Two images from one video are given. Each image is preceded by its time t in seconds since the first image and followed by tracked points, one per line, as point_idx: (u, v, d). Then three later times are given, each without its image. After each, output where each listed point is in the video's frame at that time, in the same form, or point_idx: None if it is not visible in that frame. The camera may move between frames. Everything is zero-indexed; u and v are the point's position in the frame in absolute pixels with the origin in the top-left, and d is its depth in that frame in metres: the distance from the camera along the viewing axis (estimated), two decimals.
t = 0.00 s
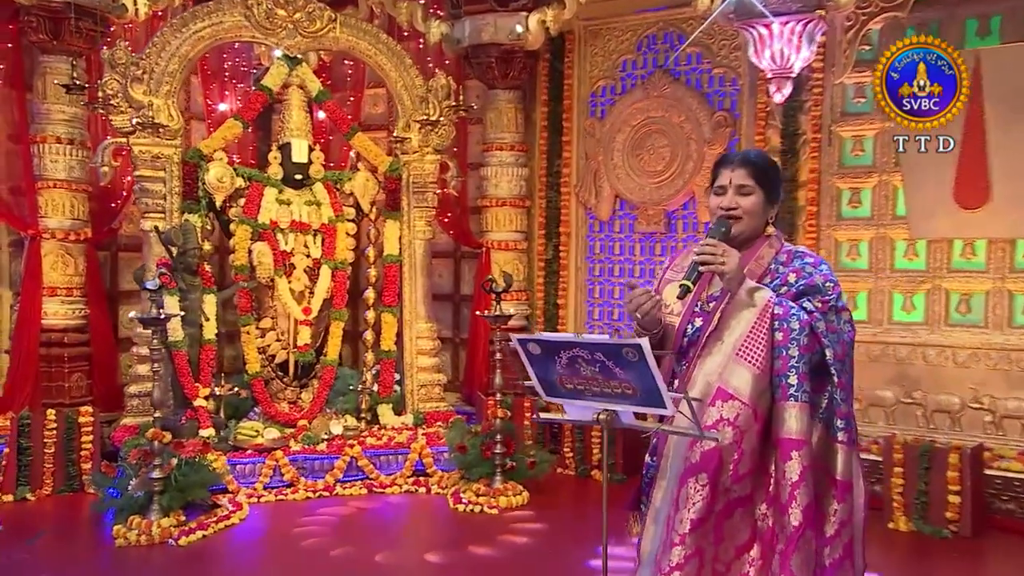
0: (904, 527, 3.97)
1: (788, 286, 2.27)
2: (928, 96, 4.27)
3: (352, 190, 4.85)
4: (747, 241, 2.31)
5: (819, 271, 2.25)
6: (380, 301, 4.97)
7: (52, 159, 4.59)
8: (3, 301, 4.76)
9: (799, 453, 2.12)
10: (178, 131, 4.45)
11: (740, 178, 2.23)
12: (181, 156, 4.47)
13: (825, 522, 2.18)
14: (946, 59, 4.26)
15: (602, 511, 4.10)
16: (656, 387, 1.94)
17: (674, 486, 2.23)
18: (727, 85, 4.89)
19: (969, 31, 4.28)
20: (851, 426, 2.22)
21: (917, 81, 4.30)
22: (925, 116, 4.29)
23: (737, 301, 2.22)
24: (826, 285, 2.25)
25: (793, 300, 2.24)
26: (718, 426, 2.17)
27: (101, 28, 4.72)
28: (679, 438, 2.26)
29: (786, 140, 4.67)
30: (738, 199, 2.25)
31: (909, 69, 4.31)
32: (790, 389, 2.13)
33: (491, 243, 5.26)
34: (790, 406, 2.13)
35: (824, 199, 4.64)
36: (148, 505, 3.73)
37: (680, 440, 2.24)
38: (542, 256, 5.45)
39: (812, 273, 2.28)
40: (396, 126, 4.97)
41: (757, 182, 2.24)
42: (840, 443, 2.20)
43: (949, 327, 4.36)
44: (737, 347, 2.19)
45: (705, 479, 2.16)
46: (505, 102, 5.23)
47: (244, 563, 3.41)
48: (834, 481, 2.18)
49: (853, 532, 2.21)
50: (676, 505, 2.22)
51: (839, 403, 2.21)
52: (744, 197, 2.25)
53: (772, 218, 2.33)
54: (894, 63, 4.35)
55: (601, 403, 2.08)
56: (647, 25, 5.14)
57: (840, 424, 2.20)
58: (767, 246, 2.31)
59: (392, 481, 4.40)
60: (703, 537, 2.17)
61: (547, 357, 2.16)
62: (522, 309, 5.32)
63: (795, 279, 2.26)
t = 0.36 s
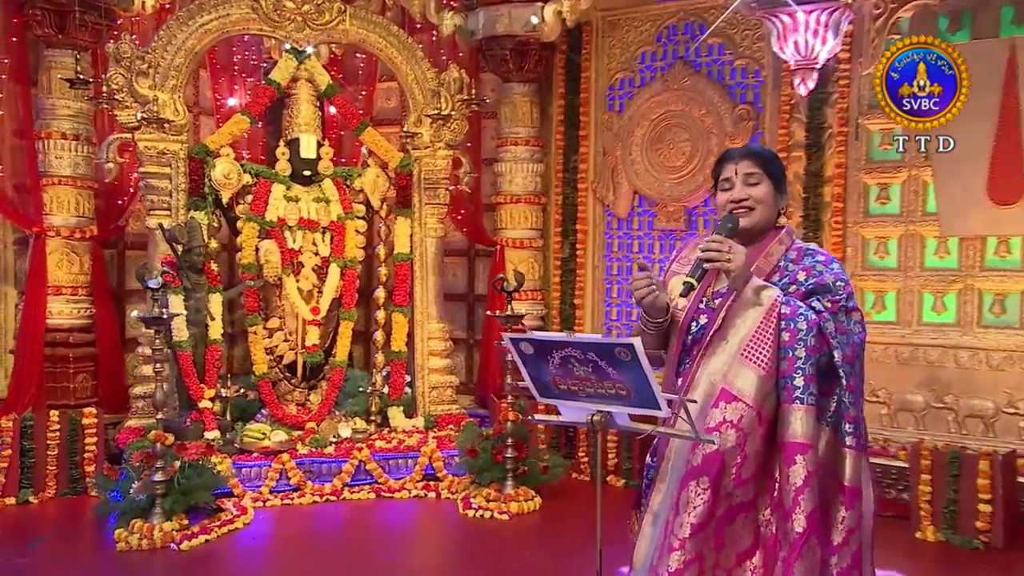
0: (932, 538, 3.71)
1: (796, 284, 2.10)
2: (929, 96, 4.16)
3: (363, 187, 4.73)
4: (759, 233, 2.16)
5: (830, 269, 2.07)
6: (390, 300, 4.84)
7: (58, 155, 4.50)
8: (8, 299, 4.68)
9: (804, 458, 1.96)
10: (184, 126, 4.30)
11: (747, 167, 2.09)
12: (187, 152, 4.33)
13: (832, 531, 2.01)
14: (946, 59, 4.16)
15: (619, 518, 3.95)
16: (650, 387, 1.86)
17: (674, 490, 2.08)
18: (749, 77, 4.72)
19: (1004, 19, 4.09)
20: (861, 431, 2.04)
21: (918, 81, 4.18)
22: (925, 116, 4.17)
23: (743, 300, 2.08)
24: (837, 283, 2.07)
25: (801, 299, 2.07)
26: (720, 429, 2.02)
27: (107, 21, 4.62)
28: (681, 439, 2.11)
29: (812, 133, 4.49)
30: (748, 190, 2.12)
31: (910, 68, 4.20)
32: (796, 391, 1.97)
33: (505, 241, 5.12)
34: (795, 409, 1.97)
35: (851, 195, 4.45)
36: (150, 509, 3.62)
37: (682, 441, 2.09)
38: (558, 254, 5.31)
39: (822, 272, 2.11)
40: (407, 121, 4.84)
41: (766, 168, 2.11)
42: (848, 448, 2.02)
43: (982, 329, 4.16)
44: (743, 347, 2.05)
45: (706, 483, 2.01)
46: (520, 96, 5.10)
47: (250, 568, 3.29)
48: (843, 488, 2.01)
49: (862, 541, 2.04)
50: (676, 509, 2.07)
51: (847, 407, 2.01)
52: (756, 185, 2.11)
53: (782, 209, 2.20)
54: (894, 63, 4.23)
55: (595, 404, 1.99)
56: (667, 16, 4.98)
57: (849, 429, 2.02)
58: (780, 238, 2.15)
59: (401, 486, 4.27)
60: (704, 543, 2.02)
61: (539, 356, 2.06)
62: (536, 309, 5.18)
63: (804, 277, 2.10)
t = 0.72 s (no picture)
0: (948, 543, 3.62)
1: (793, 283, 2.01)
2: (928, 96, 3.98)
3: (372, 186, 4.70)
4: (755, 233, 2.06)
5: (828, 268, 1.98)
6: (400, 300, 4.81)
7: (68, 154, 4.49)
8: (19, 299, 4.68)
9: (799, 459, 1.88)
10: (192, 124, 4.27)
11: (745, 165, 1.99)
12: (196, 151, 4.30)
13: (829, 534, 1.93)
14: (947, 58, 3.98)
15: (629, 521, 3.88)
16: (637, 387, 1.81)
17: (668, 492, 2.00)
18: (764, 73, 4.64)
19: None
20: (859, 433, 1.95)
21: (918, 81, 3.99)
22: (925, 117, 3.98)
23: (738, 299, 1.99)
24: (835, 282, 1.98)
25: (798, 299, 1.98)
26: (715, 429, 1.94)
27: (117, 20, 4.61)
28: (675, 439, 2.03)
29: (828, 131, 4.41)
30: (744, 188, 2.02)
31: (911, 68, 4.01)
32: (791, 392, 1.89)
33: (517, 240, 5.07)
34: (791, 409, 1.89)
35: (868, 193, 4.37)
36: (156, 509, 3.60)
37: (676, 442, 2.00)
38: (570, 254, 5.24)
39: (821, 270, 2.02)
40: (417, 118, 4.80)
41: (765, 168, 2.00)
42: (845, 451, 1.93)
43: (1003, 330, 4.06)
44: (737, 346, 1.96)
45: (700, 485, 1.93)
46: (531, 93, 5.05)
47: (255, 568, 3.25)
48: (840, 491, 1.92)
49: (862, 545, 1.95)
50: (671, 511, 1.99)
51: (844, 408, 1.92)
52: (752, 185, 2.01)
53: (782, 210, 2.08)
54: (894, 63, 4.04)
55: (584, 404, 1.95)
56: (682, 12, 4.91)
57: (848, 430, 1.94)
58: (777, 240, 2.05)
59: (410, 487, 4.23)
60: (698, 545, 1.94)
61: (527, 356, 2.02)
62: (548, 309, 5.13)
63: (803, 277, 2.00)
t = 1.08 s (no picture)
0: (953, 544, 3.62)
1: (778, 285, 2.01)
2: (928, 96, 3.98)
3: (380, 186, 4.74)
4: (740, 237, 2.05)
5: (812, 270, 1.98)
6: (408, 300, 4.84)
7: (80, 156, 4.54)
8: (33, 299, 4.74)
9: (780, 459, 1.87)
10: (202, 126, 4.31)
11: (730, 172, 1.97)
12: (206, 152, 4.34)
13: (813, 534, 1.93)
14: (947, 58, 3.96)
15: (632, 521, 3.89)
16: (618, 385, 1.84)
17: (653, 491, 1.99)
18: (771, 74, 4.64)
19: None
20: (842, 434, 1.94)
21: (918, 81, 3.99)
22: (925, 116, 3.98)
23: (721, 301, 1.98)
24: (819, 284, 1.98)
25: (782, 300, 1.97)
26: (698, 430, 1.93)
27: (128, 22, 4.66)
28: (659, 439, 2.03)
29: (836, 131, 4.40)
30: (730, 194, 2.00)
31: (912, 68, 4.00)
32: (771, 392, 1.88)
33: (525, 240, 5.09)
34: (771, 409, 1.88)
35: (875, 193, 4.36)
36: (162, 506, 3.65)
37: (661, 441, 2.00)
38: (578, 254, 5.25)
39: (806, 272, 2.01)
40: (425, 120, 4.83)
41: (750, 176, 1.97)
42: (828, 451, 1.92)
43: (1010, 330, 4.04)
44: (719, 347, 1.95)
45: (683, 484, 1.92)
46: (539, 94, 5.07)
47: (260, 567, 3.28)
48: (823, 490, 1.92)
49: (846, 545, 1.94)
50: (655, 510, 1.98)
51: (826, 408, 1.92)
52: (735, 193, 1.99)
53: (769, 215, 2.05)
54: (894, 63, 4.04)
55: (568, 403, 1.98)
56: (689, 12, 4.91)
57: (830, 431, 1.93)
58: (762, 244, 2.04)
59: (416, 486, 4.26)
60: (680, 545, 1.93)
61: (512, 355, 2.05)
62: (555, 309, 5.14)
63: (787, 278, 2.00)
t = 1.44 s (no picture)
0: (953, 544, 3.64)
1: (762, 287, 2.03)
2: (928, 96, 3.96)
3: (388, 189, 4.80)
4: (728, 240, 2.09)
5: (797, 272, 2.01)
6: (415, 301, 4.90)
7: (93, 158, 4.60)
8: (48, 300, 4.82)
9: (762, 460, 1.90)
10: (212, 129, 4.38)
11: (715, 175, 2.01)
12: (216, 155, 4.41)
13: (797, 533, 1.96)
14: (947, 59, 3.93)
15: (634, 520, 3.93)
16: (600, 386, 1.89)
17: (639, 491, 2.03)
18: (777, 76, 4.66)
19: None
20: (825, 434, 1.97)
21: (917, 81, 3.98)
22: (925, 116, 3.95)
23: (706, 303, 2.01)
24: (804, 286, 2.01)
25: (767, 302, 2.00)
26: (683, 431, 1.96)
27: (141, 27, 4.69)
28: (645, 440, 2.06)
29: (840, 133, 4.42)
30: (715, 197, 2.03)
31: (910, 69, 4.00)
32: (755, 394, 1.91)
33: (532, 242, 5.13)
34: (755, 411, 1.91)
35: (879, 195, 4.38)
36: (170, 503, 3.71)
37: (647, 443, 2.03)
38: (585, 256, 5.29)
39: (791, 275, 2.04)
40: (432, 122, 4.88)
41: (735, 178, 2.01)
42: (810, 451, 1.95)
43: (1014, 331, 4.04)
44: (704, 349, 1.98)
45: (669, 485, 1.95)
46: (546, 97, 5.10)
47: (268, 564, 3.34)
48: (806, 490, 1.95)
49: (829, 543, 1.98)
50: (641, 510, 2.02)
51: (809, 410, 1.95)
52: (721, 195, 2.03)
53: (755, 216, 2.09)
54: (894, 63, 4.03)
55: (552, 403, 2.02)
56: (695, 15, 4.94)
57: (812, 432, 1.96)
58: (750, 246, 2.08)
59: (421, 485, 4.31)
60: (666, 545, 1.96)
61: (497, 355, 2.10)
62: (561, 310, 5.18)
63: (772, 280, 2.03)
